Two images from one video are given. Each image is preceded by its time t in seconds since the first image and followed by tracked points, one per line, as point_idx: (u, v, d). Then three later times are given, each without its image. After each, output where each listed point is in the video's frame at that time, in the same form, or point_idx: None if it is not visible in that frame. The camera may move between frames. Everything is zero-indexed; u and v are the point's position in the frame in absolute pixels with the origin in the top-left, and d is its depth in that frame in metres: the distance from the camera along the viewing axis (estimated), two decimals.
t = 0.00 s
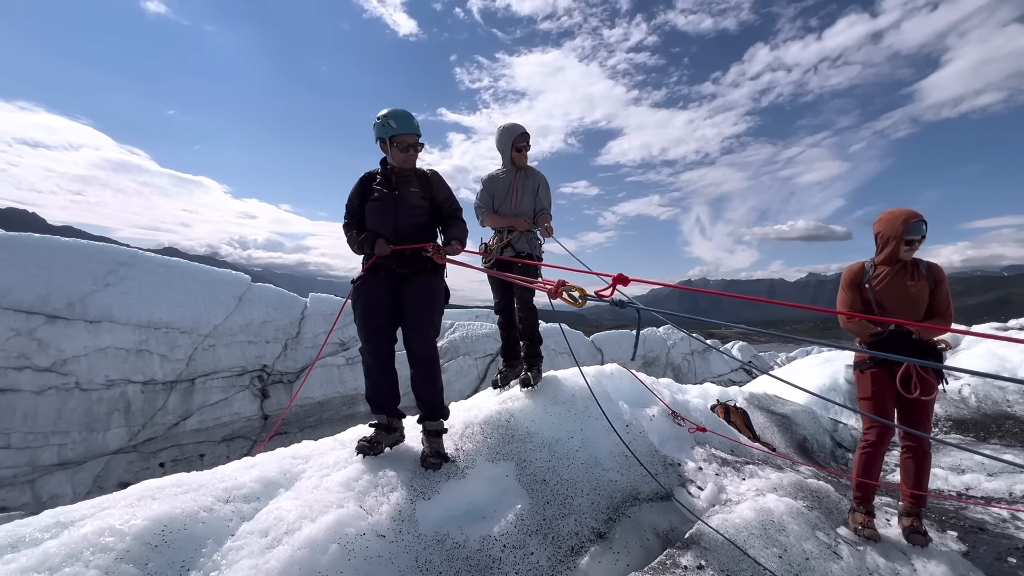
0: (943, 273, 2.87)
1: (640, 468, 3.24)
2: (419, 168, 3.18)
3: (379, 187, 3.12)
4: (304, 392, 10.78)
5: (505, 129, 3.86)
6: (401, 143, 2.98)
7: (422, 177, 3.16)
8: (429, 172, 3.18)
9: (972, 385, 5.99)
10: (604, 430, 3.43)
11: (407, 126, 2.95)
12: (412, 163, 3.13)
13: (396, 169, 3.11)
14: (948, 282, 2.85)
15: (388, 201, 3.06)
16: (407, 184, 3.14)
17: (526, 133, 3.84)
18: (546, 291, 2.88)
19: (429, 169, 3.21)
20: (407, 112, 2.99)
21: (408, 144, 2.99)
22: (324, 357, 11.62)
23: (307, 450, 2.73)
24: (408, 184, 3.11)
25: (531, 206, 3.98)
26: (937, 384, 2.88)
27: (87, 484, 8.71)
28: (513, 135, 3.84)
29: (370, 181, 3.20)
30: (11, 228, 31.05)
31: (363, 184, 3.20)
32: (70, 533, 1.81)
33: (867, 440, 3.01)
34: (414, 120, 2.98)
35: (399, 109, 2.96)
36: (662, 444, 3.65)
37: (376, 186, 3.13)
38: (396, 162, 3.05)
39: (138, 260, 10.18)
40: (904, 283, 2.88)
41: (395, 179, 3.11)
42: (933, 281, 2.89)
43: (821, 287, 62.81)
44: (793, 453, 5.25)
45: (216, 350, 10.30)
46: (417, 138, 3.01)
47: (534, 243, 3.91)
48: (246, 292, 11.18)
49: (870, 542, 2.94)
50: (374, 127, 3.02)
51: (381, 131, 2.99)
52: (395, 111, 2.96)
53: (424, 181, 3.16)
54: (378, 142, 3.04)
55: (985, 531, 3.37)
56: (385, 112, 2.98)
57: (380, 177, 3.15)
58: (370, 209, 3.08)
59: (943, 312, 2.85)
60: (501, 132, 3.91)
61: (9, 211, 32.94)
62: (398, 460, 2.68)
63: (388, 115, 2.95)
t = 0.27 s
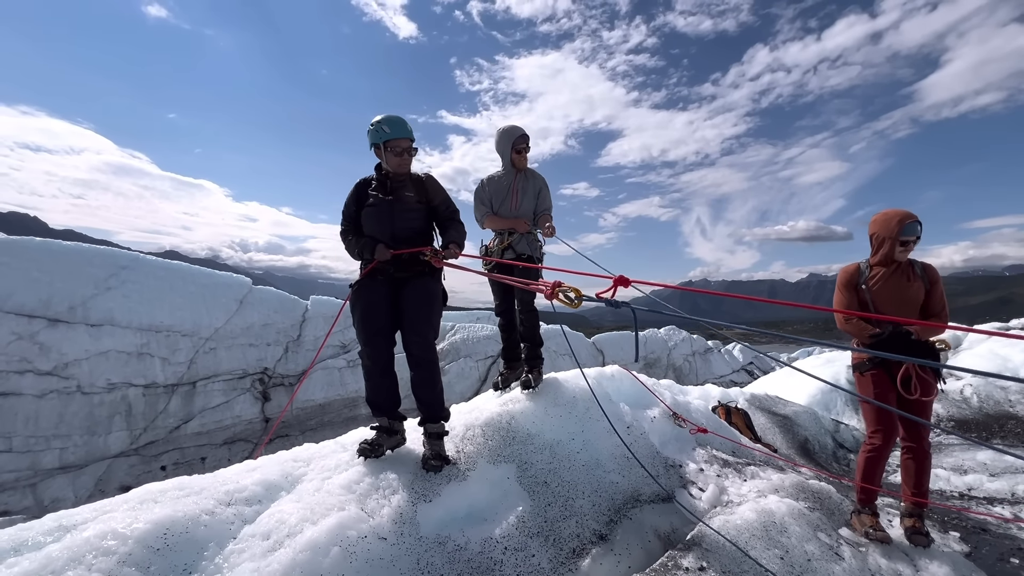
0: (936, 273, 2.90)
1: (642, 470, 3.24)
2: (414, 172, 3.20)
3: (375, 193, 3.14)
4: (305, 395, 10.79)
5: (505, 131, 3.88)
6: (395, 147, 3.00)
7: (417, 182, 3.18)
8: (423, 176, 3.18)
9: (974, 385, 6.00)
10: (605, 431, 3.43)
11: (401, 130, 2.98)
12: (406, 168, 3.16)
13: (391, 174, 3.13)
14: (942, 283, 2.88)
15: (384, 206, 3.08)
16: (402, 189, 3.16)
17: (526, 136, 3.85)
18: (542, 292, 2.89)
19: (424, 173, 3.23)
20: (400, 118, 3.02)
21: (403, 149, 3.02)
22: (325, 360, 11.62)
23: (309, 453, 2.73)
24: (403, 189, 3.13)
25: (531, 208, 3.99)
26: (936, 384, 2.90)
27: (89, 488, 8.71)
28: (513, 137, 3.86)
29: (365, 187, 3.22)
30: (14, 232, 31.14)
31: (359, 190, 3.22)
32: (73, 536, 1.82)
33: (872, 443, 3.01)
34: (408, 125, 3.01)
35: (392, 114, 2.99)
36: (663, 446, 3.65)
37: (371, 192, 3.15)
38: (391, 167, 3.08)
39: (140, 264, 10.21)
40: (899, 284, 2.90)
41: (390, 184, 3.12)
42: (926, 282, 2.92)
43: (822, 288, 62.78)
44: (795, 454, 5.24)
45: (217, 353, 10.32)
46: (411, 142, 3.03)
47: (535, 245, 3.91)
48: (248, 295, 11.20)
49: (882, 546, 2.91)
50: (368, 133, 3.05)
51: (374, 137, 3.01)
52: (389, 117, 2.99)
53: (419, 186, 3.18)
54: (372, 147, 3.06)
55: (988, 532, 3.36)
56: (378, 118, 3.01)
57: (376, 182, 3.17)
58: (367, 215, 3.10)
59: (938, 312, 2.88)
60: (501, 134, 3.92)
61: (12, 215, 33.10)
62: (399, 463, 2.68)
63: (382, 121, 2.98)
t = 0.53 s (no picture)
0: (923, 270, 2.94)
1: (643, 471, 3.24)
2: (410, 175, 3.22)
3: (371, 195, 3.15)
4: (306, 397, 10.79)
5: (505, 132, 3.88)
6: (389, 150, 3.00)
7: (414, 185, 3.20)
8: (420, 178, 3.21)
9: (976, 385, 6.02)
10: (606, 432, 3.43)
11: (395, 133, 2.97)
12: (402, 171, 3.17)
13: (387, 176, 3.15)
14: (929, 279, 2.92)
15: (380, 209, 3.09)
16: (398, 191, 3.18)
17: (526, 136, 3.85)
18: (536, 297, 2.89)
19: (420, 177, 3.25)
20: (396, 121, 3.02)
21: (397, 152, 3.02)
22: (326, 362, 11.62)
23: (310, 455, 2.73)
24: (399, 192, 3.15)
25: (532, 208, 3.99)
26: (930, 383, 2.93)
27: (90, 491, 8.71)
28: (513, 138, 3.85)
29: (362, 190, 3.24)
30: (14, 235, 31.16)
31: (355, 193, 3.24)
32: (74, 539, 1.82)
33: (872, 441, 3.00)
34: (403, 128, 3.01)
35: (388, 117, 2.99)
36: (664, 446, 3.65)
37: (367, 194, 3.17)
38: (387, 170, 3.08)
39: (140, 266, 10.22)
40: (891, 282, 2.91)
41: (386, 186, 3.15)
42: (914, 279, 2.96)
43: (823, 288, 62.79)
44: (796, 454, 5.24)
45: (218, 355, 10.32)
46: (406, 145, 3.03)
47: (535, 246, 3.91)
48: (248, 297, 11.22)
49: (886, 547, 2.89)
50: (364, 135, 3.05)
51: (370, 139, 3.01)
52: (384, 119, 2.99)
53: (416, 188, 3.21)
54: (367, 149, 3.06)
55: (990, 532, 3.35)
56: (375, 120, 3.02)
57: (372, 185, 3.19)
58: (363, 217, 3.11)
59: (929, 309, 2.92)
60: (501, 135, 3.92)
61: (13, 219, 33.17)
62: (400, 465, 2.68)
63: (377, 124, 2.99)
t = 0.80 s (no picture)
0: (909, 266, 3.01)
1: (644, 470, 3.24)
2: (406, 176, 3.24)
3: (367, 195, 3.16)
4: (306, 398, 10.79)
5: (504, 132, 3.88)
6: (384, 151, 3.03)
7: (410, 186, 3.22)
8: (416, 179, 3.22)
9: (977, 384, 6.02)
10: (607, 432, 3.43)
11: (390, 134, 3.00)
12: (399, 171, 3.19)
13: (383, 177, 3.17)
14: (915, 275, 2.99)
15: (375, 209, 3.10)
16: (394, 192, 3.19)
17: (525, 136, 3.85)
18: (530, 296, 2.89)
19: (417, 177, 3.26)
20: (392, 121, 3.04)
21: (392, 153, 3.05)
22: (326, 363, 11.62)
23: (310, 456, 2.73)
24: (395, 192, 3.17)
25: (532, 208, 3.99)
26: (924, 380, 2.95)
27: (92, 493, 8.72)
28: (512, 138, 3.85)
29: (359, 190, 3.26)
30: (15, 238, 31.17)
31: (352, 193, 3.25)
32: (75, 541, 1.82)
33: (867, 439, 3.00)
34: (398, 129, 3.03)
35: (384, 118, 3.02)
36: (665, 446, 3.65)
37: (364, 194, 3.18)
38: (382, 170, 3.12)
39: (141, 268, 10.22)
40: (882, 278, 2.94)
41: (382, 186, 3.17)
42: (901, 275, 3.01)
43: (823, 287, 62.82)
44: (797, 454, 5.23)
45: (218, 356, 10.32)
46: (401, 146, 3.06)
47: (535, 246, 3.91)
48: (248, 298, 11.22)
49: (888, 547, 2.89)
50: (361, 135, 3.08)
51: (366, 139, 3.04)
52: (380, 120, 3.01)
53: (411, 189, 3.22)
54: (363, 150, 3.09)
55: (991, 531, 3.35)
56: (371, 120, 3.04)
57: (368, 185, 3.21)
58: (358, 217, 3.12)
59: (916, 304, 2.98)
60: (500, 136, 3.92)
61: (14, 221, 33.17)
62: (400, 465, 2.68)
63: (373, 125, 3.02)
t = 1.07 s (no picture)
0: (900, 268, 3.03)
1: (644, 471, 3.23)
2: (402, 177, 3.22)
3: (363, 195, 3.17)
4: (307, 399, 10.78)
5: (503, 133, 3.88)
6: (376, 156, 3.03)
7: (406, 187, 3.21)
8: (411, 181, 3.21)
9: (978, 384, 6.01)
10: (607, 433, 3.43)
11: (382, 140, 2.99)
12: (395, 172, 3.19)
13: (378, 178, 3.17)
14: (907, 277, 3.01)
15: (370, 209, 3.10)
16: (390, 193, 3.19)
17: (525, 137, 3.86)
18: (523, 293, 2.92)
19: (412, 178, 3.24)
20: (387, 125, 3.02)
21: (385, 158, 3.06)
22: (326, 364, 11.62)
23: (311, 457, 2.73)
24: (390, 193, 3.16)
25: (532, 209, 3.99)
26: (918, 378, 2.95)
27: (93, 494, 8.74)
28: (512, 139, 3.86)
29: (355, 190, 3.26)
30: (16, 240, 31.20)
31: (349, 193, 3.25)
32: (75, 543, 1.82)
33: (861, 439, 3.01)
34: (391, 135, 3.01)
35: (379, 121, 3.00)
36: (665, 446, 3.65)
37: (359, 194, 3.19)
38: (375, 174, 3.13)
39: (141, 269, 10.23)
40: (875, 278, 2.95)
41: (377, 188, 3.16)
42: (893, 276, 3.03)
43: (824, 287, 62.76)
44: (798, 454, 5.22)
45: (219, 357, 10.33)
46: (395, 152, 3.05)
47: (535, 246, 3.91)
48: (249, 299, 11.23)
49: (890, 547, 2.89)
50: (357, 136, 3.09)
51: (361, 142, 3.05)
52: (375, 123, 3.00)
53: (407, 190, 3.21)
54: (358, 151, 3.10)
55: (993, 531, 3.34)
56: (366, 122, 3.03)
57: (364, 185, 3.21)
58: (353, 218, 3.13)
59: (909, 306, 2.99)
60: (500, 137, 3.92)
61: (15, 223, 33.20)
62: (400, 466, 2.67)
63: (367, 128, 3.01)
